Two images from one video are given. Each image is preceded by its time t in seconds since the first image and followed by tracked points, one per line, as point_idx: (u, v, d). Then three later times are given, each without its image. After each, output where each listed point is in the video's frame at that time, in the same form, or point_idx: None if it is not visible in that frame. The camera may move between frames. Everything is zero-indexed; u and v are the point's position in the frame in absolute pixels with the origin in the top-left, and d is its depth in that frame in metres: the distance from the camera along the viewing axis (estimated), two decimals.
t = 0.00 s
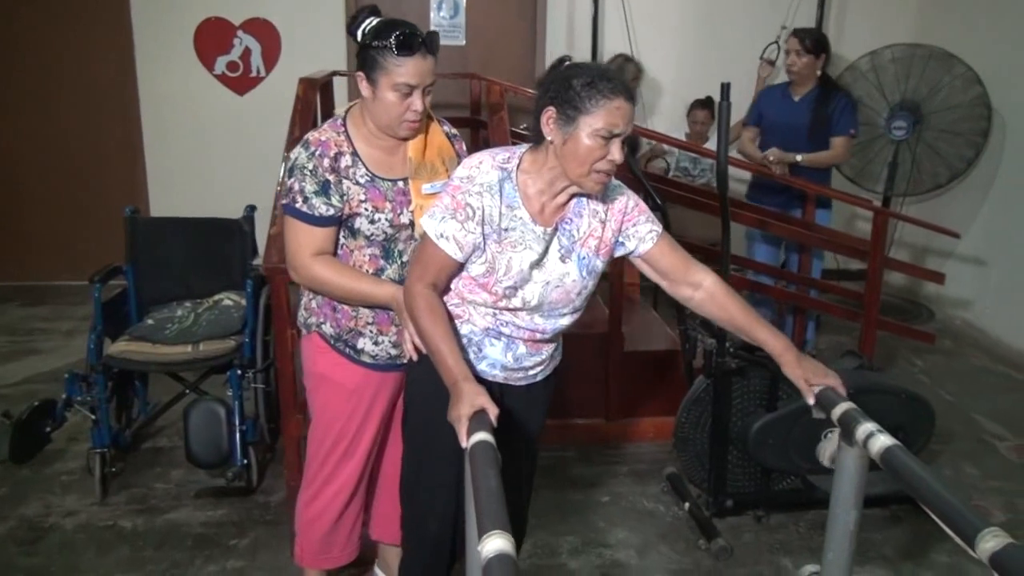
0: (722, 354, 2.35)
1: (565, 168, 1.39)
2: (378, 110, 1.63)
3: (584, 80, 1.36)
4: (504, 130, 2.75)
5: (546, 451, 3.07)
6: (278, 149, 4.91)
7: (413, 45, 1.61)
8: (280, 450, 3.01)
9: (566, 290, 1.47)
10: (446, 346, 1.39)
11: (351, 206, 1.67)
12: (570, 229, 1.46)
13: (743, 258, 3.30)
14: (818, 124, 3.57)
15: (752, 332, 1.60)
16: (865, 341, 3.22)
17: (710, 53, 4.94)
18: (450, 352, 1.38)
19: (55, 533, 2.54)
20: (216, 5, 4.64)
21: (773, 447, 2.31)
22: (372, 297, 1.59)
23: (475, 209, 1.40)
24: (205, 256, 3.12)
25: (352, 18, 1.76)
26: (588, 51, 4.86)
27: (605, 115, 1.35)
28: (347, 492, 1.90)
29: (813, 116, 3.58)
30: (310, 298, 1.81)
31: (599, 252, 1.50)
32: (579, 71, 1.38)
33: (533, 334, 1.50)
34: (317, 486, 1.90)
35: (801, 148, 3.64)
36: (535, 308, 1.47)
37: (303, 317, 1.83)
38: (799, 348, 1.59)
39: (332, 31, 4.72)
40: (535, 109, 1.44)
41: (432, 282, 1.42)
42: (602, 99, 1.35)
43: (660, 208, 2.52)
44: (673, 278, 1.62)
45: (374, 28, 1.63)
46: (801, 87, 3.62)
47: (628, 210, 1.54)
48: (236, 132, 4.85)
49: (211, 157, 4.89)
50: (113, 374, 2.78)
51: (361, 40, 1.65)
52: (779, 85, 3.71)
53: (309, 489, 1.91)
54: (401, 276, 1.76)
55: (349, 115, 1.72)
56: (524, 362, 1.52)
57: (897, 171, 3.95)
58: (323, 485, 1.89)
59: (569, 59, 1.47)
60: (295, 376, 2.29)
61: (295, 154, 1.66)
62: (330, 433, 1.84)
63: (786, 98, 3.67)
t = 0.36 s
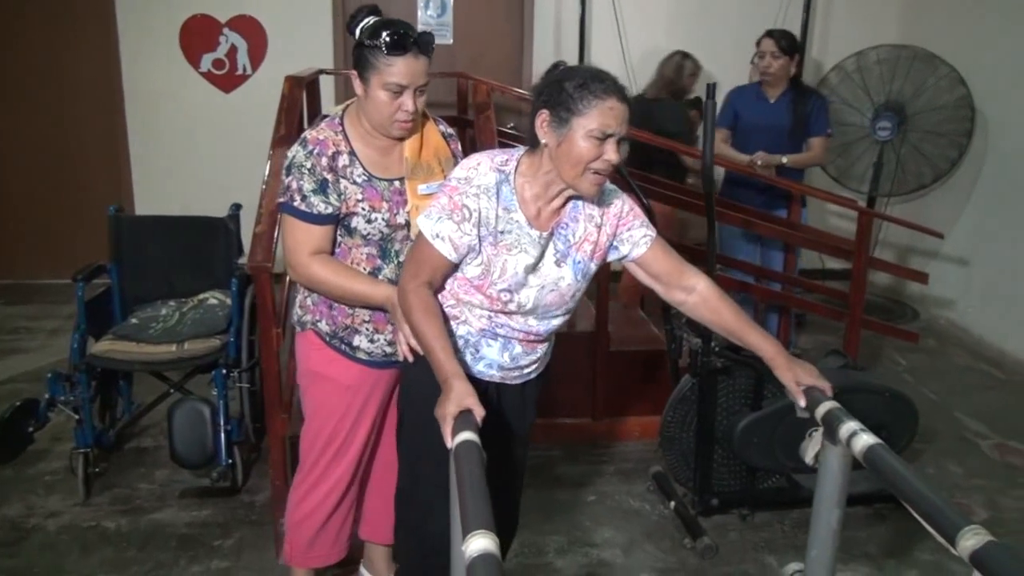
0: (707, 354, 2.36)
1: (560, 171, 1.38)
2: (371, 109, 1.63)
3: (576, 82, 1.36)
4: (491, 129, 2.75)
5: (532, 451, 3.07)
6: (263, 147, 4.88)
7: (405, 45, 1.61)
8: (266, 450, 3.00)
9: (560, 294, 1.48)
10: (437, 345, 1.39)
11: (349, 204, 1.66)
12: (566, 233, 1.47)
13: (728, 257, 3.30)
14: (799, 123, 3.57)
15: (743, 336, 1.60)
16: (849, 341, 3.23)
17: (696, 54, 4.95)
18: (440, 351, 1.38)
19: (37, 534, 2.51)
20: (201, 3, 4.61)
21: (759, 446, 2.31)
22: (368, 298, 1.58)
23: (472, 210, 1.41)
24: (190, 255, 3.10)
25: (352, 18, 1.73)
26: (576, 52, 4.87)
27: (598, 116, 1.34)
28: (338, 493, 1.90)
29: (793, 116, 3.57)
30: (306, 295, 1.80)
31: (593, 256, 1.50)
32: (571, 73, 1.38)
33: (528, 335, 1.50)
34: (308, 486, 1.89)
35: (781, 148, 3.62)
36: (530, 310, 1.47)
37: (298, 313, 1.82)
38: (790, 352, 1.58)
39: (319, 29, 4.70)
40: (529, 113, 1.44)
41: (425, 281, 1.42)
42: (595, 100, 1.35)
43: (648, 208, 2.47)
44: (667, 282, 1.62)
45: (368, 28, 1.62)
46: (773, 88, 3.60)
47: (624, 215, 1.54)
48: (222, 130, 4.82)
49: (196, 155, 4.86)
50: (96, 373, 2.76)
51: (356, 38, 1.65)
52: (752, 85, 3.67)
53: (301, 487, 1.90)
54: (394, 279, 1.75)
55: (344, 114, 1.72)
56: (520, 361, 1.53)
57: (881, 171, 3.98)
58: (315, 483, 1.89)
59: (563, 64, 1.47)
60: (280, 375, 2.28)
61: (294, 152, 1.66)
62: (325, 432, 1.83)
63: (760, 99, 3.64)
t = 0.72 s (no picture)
0: (695, 353, 2.36)
1: (540, 174, 1.38)
2: (352, 115, 1.63)
3: (550, 85, 1.36)
4: (478, 129, 2.74)
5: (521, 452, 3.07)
6: (250, 149, 4.87)
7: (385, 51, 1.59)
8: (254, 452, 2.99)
9: (547, 296, 1.48)
10: (422, 347, 1.38)
11: (336, 208, 1.66)
12: (551, 236, 1.47)
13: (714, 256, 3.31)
14: (784, 120, 3.61)
15: (729, 337, 1.60)
16: (838, 339, 3.24)
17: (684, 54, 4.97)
18: (425, 352, 1.38)
19: (24, 539, 2.50)
20: (187, 4, 4.59)
21: (747, 445, 2.32)
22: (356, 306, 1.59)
23: (457, 214, 1.41)
24: (176, 257, 3.09)
25: (340, 18, 1.77)
26: (563, 52, 4.88)
27: (574, 118, 1.34)
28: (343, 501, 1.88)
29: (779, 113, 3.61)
30: (293, 298, 1.79)
31: (577, 259, 1.51)
32: (545, 76, 1.38)
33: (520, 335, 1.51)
34: (312, 496, 1.87)
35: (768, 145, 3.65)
36: (519, 313, 1.48)
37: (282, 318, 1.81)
38: (775, 351, 1.58)
39: (306, 30, 4.69)
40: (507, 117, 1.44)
41: (410, 283, 1.42)
42: (570, 102, 1.34)
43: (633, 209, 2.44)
44: (651, 284, 1.62)
45: (350, 32, 1.61)
46: (755, 88, 3.61)
47: (606, 218, 1.54)
48: (209, 132, 4.80)
49: (183, 156, 4.84)
50: (82, 377, 2.74)
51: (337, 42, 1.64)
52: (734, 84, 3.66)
53: (304, 500, 1.88)
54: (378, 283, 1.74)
55: (328, 116, 1.71)
56: (516, 360, 1.53)
57: (868, 170, 4.00)
58: (312, 494, 1.86)
59: (541, 65, 1.47)
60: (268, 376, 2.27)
61: (277, 157, 1.65)
62: (326, 441, 1.81)
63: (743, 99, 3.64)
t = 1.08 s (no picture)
0: (687, 353, 2.36)
1: (536, 180, 1.38)
2: (320, 120, 1.62)
3: (545, 91, 1.36)
4: (470, 130, 2.73)
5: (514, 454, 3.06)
6: (241, 150, 4.86)
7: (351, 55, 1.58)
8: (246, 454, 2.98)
9: (545, 299, 1.48)
10: (417, 350, 1.38)
11: (321, 215, 1.64)
12: (549, 240, 1.47)
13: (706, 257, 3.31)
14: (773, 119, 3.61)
15: (723, 340, 1.60)
16: (830, 339, 3.25)
17: (676, 55, 4.97)
18: (418, 354, 1.37)
19: (13, 542, 2.48)
20: (178, 5, 4.57)
21: (740, 445, 2.33)
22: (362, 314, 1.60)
23: (453, 215, 1.40)
24: (166, 258, 3.08)
25: (307, 18, 1.77)
26: (555, 53, 4.88)
27: (569, 124, 1.33)
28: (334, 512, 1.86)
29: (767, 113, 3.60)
30: (273, 310, 1.74)
31: (575, 261, 1.52)
32: (540, 82, 1.37)
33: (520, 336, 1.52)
34: (304, 509, 1.85)
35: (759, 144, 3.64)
36: (516, 315, 1.48)
37: (262, 331, 1.76)
38: (769, 354, 1.59)
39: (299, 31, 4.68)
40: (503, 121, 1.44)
41: (405, 285, 1.41)
42: (566, 107, 1.34)
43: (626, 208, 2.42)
44: (648, 289, 1.62)
45: (314, 36, 1.60)
46: (744, 89, 3.61)
47: (605, 223, 1.55)
48: (201, 133, 4.79)
49: (174, 158, 4.82)
50: (72, 380, 2.73)
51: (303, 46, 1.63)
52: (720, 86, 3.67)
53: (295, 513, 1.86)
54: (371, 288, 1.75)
55: (301, 119, 1.70)
56: (517, 361, 1.54)
57: (859, 170, 4.01)
58: (309, 505, 1.85)
59: (539, 67, 1.47)
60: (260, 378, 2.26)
61: (255, 163, 1.61)
62: (314, 453, 1.79)
63: (732, 99, 3.64)
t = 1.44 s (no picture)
0: (681, 353, 2.36)
1: (526, 179, 1.38)
2: (305, 124, 1.61)
3: (530, 87, 1.36)
4: (463, 130, 2.73)
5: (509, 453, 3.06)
6: (234, 151, 4.84)
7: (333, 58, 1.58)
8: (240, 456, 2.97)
9: (545, 300, 1.48)
10: (410, 352, 1.38)
11: (310, 221, 1.64)
12: (546, 238, 1.47)
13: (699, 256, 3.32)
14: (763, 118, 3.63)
15: (717, 341, 1.61)
16: (823, 338, 3.25)
17: (669, 55, 4.98)
18: (411, 356, 1.37)
19: (4, 546, 2.47)
20: (170, 5, 4.56)
21: (733, 444, 2.33)
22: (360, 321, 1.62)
23: (445, 217, 1.40)
24: (158, 259, 3.07)
25: (286, 18, 1.76)
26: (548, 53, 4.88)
27: (556, 119, 1.34)
28: (322, 521, 1.86)
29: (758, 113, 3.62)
30: (259, 319, 1.73)
31: (573, 259, 1.51)
32: (524, 79, 1.38)
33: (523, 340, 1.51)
34: (293, 517, 1.85)
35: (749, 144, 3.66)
36: (516, 318, 1.47)
37: (248, 341, 1.75)
38: (762, 354, 1.59)
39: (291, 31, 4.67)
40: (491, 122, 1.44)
41: (397, 286, 1.41)
42: (552, 102, 1.34)
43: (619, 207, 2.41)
44: (643, 288, 1.62)
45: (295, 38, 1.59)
46: (735, 88, 3.62)
47: (602, 219, 1.54)
48: (194, 134, 4.77)
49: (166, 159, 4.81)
50: (64, 382, 2.72)
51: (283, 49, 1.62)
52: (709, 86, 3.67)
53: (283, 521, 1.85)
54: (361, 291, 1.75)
55: (282, 121, 1.69)
56: (520, 366, 1.53)
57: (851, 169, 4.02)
58: (299, 515, 1.84)
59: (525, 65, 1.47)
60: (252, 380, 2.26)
61: (239, 169, 1.60)
62: (300, 462, 1.79)
63: (722, 99, 3.65)
